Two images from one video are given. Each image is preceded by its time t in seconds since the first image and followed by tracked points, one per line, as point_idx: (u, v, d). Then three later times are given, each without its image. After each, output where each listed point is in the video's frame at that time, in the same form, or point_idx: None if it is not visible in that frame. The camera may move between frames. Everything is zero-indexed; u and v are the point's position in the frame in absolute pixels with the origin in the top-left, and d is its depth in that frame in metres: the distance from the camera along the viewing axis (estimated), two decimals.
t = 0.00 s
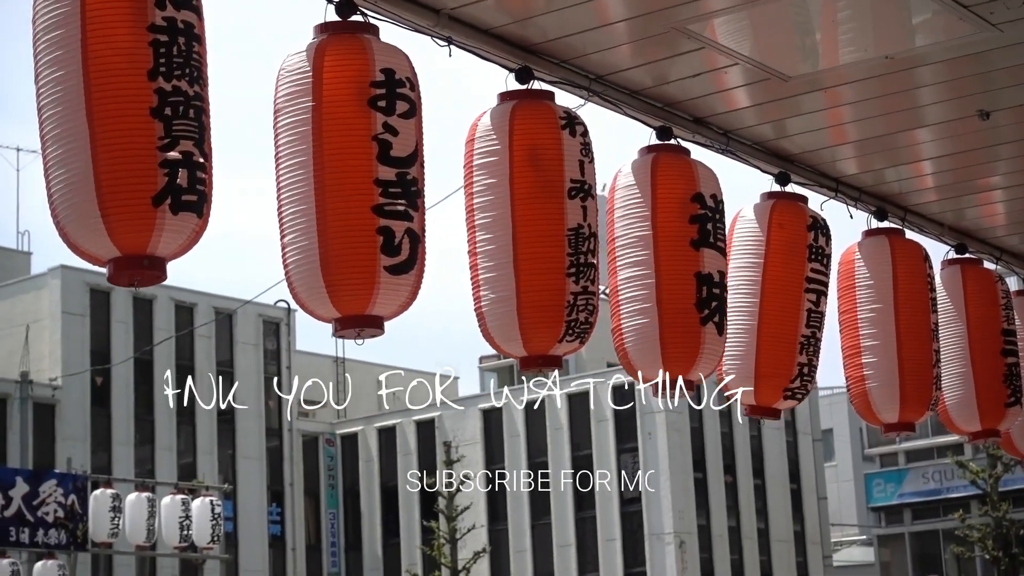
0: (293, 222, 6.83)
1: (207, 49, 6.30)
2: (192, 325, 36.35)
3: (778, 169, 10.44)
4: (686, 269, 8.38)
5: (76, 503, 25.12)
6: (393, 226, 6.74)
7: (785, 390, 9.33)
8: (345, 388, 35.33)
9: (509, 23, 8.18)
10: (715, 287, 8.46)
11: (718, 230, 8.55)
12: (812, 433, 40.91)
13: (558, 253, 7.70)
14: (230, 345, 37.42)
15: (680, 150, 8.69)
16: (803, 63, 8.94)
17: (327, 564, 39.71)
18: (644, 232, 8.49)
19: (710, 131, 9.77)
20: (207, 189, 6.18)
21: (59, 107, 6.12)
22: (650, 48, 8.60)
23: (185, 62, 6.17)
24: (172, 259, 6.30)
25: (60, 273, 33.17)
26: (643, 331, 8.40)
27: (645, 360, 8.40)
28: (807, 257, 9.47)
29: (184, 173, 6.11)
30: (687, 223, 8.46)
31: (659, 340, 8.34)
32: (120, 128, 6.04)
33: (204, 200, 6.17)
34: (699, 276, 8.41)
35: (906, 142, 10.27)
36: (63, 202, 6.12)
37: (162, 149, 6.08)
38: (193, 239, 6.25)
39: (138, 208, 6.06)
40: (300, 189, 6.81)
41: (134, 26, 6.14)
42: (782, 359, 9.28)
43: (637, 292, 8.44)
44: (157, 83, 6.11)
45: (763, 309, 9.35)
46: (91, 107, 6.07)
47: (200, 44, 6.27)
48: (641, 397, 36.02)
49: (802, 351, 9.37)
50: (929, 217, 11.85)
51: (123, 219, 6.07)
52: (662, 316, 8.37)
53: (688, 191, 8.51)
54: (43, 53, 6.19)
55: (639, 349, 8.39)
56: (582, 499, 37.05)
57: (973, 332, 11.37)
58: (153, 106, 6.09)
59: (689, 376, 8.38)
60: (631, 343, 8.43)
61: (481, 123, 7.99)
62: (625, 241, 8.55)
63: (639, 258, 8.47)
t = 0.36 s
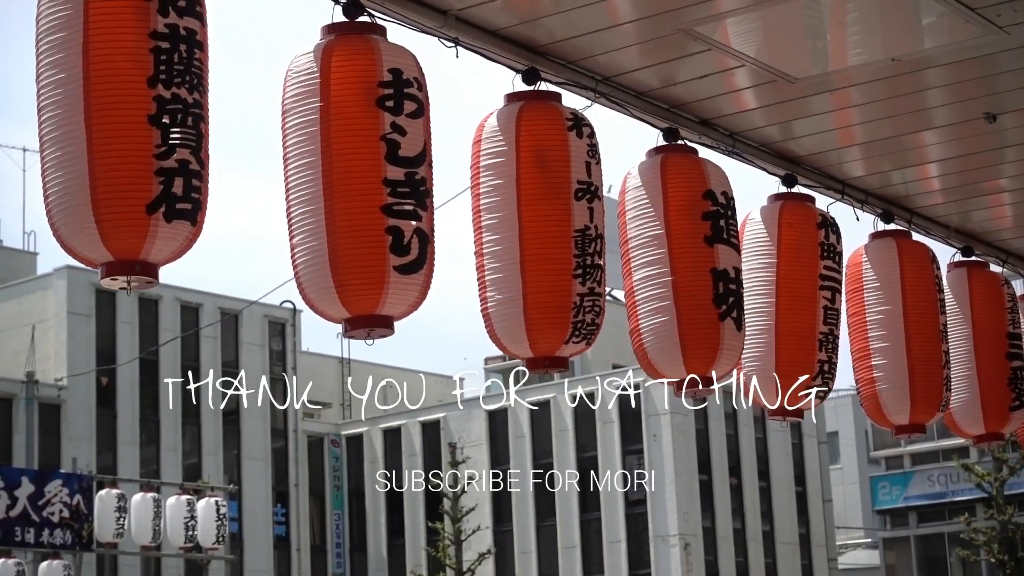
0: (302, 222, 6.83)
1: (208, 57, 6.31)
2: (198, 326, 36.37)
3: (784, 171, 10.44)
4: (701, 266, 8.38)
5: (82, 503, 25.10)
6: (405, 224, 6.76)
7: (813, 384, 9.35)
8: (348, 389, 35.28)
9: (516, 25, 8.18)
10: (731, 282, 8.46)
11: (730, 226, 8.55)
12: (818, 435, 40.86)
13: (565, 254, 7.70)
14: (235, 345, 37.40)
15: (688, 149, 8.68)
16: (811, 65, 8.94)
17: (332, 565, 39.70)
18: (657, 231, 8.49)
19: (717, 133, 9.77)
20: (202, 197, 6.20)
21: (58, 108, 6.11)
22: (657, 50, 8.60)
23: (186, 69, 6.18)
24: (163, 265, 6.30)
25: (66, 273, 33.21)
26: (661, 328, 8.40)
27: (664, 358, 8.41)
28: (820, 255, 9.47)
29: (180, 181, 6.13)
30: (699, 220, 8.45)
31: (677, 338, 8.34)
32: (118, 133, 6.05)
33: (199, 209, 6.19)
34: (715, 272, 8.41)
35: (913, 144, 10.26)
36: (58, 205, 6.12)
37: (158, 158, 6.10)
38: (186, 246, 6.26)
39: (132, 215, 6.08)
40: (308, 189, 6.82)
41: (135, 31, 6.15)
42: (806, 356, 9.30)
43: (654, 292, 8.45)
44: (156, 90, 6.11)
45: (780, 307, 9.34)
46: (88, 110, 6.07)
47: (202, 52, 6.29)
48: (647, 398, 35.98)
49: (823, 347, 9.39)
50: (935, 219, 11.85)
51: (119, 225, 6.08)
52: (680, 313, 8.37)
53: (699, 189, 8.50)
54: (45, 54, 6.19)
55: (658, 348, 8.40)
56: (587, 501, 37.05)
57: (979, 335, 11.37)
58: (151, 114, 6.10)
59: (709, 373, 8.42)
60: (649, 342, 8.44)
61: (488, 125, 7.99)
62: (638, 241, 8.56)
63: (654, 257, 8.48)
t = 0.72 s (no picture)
0: (312, 221, 6.84)
1: (208, 62, 6.32)
2: (202, 327, 36.39)
3: (789, 171, 10.44)
4: (708, 264, 8.40)
5: (87, 504, 25.14)
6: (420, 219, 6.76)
7: (838, 385, 9.27)
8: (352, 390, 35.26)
9: (520, 25, 8.18)
10: (738, 281, 8.48)
11: (736, 225, 8.56)
12: (822, 435, 40.86)
13: (575, 251, 7.70)
14: (239, 346, 37.42)
15: (693, 149, 8.68)
16: (818, 65, 8.94)
17: (337, 566, 39.74)
18: (662, 230, 8.49)
19: (721, 133, 9.77)
20: (198, 203, 6.22)
21: (57, 110, 6.10)
22: (662, 50, 8.60)
23: (186, 75, 6.20)
24: (158, 269, 6.32)
25: (71, 275, 33.24)
26: (668, 328, 8.41)
27: (671, 357, 8.41)
28: (833, 245, 9.43)
29: (177, 187, 6.14)
30: (704, 219, 8.46)
31: (686, 337, 8.34)
32: (118, 136, 6.06)
33: (195, 213, 6.21)
34: (722, 270, 8.43)
35: (917, 144, 10.26)
36: (54, 206, 6.10)
37: (156, 162, 6.10)
38: (182, 250, 6.28)
39: (128, 219, 6.08)
40: (318, 189, 6.82)
41: (137, 35, 6.17)
42: (832, 352, 9.25)
43: (660, 291, 8.44)
44: (156, 95, 6.13)
45: (800, 302, 9.34)
46: (88, 113, 6.07)
47: (203, 56, 6.30)
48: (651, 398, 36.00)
49: (851, 335, 9.35)
50: (939, 220, 11.85)
51: (114, 228, 6.08)
52: (688, 313, 8.37)
53: (704, 187, 8.51)
54: (46, 55, 6.19)
55: (667, 346, 8.40)
56: (591, 501, 37.06)
57: (981, 335, 11.37)
58: (150, 119, 6.11)
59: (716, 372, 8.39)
60: (657, 342, 8.44)
61: (493, 126, 8.00)
62: (644, 240, 8.56)
63: (660, 256, 8.48)
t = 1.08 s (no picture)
0: (321, 223, 6.84)
1: (213, 64, 6.34)
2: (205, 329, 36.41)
3: (792, 172, 10.43)
4: (705, 269, 8.38)
5: (91, 506, 25.25)
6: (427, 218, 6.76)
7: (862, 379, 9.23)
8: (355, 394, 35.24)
9: (523, 27, 8.18)
10: (734, 286, 8.47)
11: (736, 229, 8.55)
12: (826, 436, 40.81)
13: (584, 249, 7.70)
14: (243, 348, 37.43)
15: (694, 151, 8.69)
16: (821, 65, 8.93)
17: (341, 568, 39.71)
18: (661, 234, 8.48)
19: (724, 134, 9.77)
20: (204, 204, 6.21)
21: (62, 112, 6.11)
22: (665, 51, 8.60)
23: (190, 77, 6.21)
24: (166, 272, 6.32)
25: (75, 277, 33.28)
26: (664, 332, 8.40)
27: (667, 360, 8.40)
28: (842, 238, 9.44)
29: (183, 188, 6.14)
30: (704, 223, 8.46)
31: (681, 340, 8.34)
32: (123, 138, 6.06)
33: (201, 215, 6.20)
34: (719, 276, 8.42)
35: (921, 144, 10.26)
36: (61, 209, 6.11)
37: (162, 164, 6.11)
38: (188, 252, 6.28)
39: (134, 220, 6.09)
40: (326, 190, 6.82)
41: (141, 37, 6.18)
42: (852, 349, 9.20)
43: (657, 294, 8.44)
44: (161, 97, 6.13)
45: (816, 297, 9.33)
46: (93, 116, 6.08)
47: (206, 58, 6.31)
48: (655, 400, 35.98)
49: (869, 325, 9.30)
50: (943, 220, 11.84)
51: (121, 231, 6.08)
52: (682, 317, 8.37)
53: (705, 191, 8.51)
54: (50, 58, 6.20)
55: (661, 349, 8.40)
56: (595, 502, 37.05)
57: (986, 335, 11.34)
58: (156, 121, 6.11)
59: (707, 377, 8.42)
60: (651, 345, 8.44)
61: (497, 128, 8.00)
62: (643, 242, 8.54)
63: (659, 259, 8.47)
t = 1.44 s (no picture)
0: (322, 223, 6.84)
1: (222, 58, 6.32)
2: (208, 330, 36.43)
3: (794, 172, 10.43)
4: (699, 273, 8.39)
5: (93, 508, 25.24)
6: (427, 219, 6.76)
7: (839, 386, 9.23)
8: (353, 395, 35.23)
9: (525, 27, 8.18)
10: (726, 292, 8.49)
11: (732, 233, 8.56)
12: (829, 435, 40.79)
13: (587, 247, 7.68)
14: (245, 348, 37.41)
15: (696, 153, 8.69)
16: (822, 65, 8.93)
17: (343, 568, 39.69)
18: (657, 236, 8.47)
19: (726, 134, 9.77)
20: (220, 196, 6.20)
21: (74, 111, 6.13)
22: (666, 52, 8.60)
23: (200, 70, 6.19)
24: (184, 266, 6.31)
25: (77, 278, 33.29)
26: (655, 334, 8.39)
27: (657, 361, 8.39)
28: (842, 241, 9.43)
29: (198, 180, 6.13)
30: (701, 227, 8.46)
31: (676, 344, 8.34)
32: (134, 133, 6.06)
33: (217, 208, 6.19)
34: (712, 281, 8.42)
35: (922, 144, 10.25)
36: (76, 208, 6.13)
37: (176, 157, 6.10)
38: (206, 246, 6.26)
39: (150, 214, 6.09)
40: (328, 190, 6.82)
41: (150, 32, 6.17)
42: (849, 351, 9.21)
43: (651, 297, 8.43)
44: (172, 90, 6.13)
45: (812, 300, 9.33)
46: (105, 113, 6.09)
47: (215, 52, 6.30)
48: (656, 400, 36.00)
49: (864, 330, 9.32)
50: (945, 220, 11.83)
51: (137, 226, 6.09)
52: (674, 320, 8.38)
53: (704, 194, 8.51)
54: (60, 58, 6.21)
55: (652, 351, 8.40)
56: (597, 502, 37.07)
57: (990, 337, 11.33)
58: (167, 114, 6.11)
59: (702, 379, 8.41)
60: (641, 346, 8.43)
61: (500, 128, 8.00)
62: (639, 244, 8.53)
63: (654, 263, 8.45)
